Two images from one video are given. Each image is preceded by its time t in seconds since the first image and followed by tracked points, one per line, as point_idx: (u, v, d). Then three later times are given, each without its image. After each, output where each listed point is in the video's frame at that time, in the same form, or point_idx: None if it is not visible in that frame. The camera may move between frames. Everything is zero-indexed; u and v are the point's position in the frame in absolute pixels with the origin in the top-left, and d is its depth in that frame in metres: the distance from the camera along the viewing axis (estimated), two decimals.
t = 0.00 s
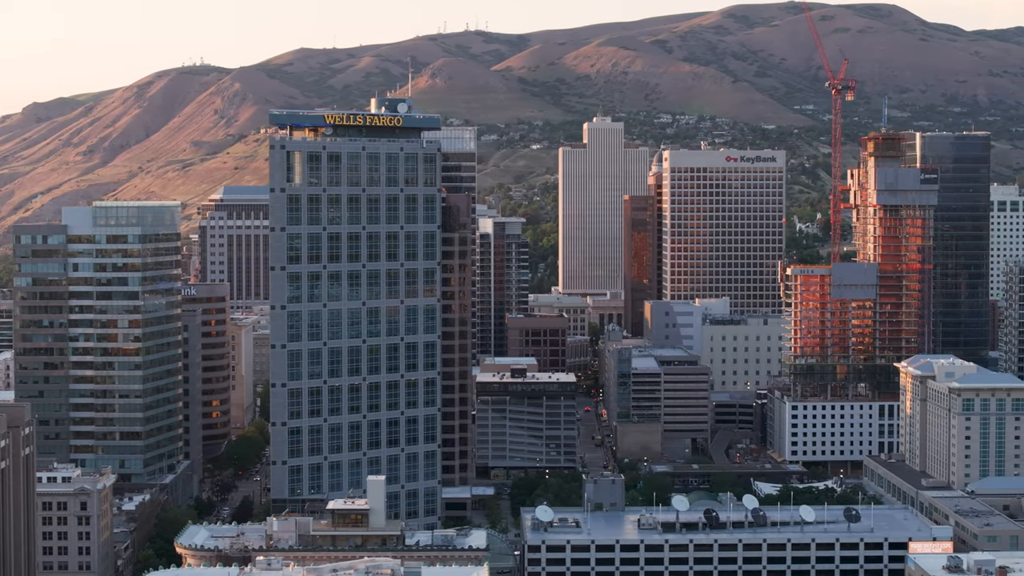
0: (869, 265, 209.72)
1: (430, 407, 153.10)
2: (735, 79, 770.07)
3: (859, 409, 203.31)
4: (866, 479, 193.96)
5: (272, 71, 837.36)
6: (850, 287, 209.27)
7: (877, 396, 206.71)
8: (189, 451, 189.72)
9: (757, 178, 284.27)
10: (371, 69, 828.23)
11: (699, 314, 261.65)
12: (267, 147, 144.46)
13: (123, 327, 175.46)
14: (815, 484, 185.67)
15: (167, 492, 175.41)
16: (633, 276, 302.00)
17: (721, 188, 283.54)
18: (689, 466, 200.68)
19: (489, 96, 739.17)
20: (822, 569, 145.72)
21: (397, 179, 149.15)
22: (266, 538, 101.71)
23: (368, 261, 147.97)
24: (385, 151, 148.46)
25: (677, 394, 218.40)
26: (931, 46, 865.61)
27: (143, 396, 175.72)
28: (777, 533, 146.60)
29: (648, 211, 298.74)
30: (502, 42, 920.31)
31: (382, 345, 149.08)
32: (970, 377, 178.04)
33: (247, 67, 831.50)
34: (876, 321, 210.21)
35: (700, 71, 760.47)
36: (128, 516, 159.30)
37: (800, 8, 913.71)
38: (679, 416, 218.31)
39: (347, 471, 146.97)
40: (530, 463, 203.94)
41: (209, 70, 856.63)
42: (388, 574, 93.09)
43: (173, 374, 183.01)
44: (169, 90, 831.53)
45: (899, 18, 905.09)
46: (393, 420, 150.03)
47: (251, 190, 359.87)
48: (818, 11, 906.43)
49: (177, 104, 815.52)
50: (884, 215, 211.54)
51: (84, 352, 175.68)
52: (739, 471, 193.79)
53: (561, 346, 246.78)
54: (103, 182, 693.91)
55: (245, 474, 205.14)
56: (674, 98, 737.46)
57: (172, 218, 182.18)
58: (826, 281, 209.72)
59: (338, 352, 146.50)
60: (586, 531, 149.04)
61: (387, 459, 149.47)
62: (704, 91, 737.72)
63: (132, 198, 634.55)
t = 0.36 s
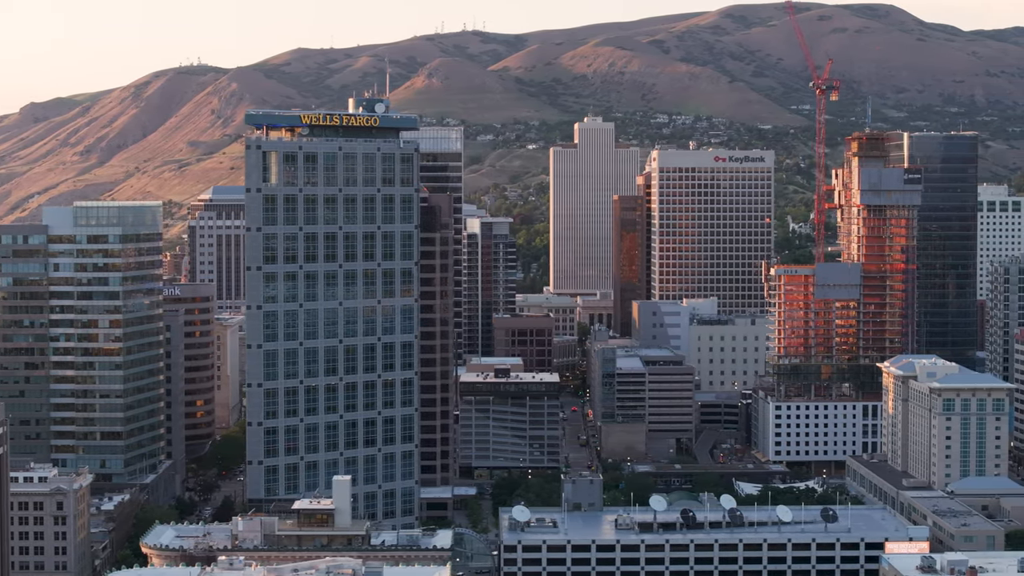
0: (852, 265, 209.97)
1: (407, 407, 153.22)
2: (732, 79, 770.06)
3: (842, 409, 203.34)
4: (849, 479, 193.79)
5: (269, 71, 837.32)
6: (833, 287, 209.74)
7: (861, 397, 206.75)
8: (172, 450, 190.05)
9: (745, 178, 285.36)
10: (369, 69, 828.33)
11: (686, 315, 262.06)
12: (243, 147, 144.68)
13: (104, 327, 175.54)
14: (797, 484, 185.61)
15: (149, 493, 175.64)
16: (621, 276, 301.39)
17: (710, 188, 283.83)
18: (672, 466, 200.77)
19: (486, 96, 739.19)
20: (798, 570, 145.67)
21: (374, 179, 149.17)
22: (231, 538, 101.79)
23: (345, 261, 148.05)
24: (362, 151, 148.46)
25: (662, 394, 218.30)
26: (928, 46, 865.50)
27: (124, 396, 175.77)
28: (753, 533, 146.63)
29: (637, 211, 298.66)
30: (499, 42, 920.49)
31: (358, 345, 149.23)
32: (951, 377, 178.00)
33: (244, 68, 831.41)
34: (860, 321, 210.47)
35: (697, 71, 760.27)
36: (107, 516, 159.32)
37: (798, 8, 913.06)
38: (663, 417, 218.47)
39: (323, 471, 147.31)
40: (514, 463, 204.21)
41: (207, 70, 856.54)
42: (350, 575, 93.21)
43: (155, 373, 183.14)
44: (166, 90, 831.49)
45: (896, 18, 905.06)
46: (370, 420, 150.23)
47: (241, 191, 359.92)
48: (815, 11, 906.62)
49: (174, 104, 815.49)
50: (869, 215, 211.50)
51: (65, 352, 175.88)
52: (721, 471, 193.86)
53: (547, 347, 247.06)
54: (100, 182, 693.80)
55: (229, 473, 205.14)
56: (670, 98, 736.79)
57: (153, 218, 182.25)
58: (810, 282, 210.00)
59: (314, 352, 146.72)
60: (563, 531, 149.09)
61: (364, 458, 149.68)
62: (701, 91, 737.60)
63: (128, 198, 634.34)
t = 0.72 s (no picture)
0: (836, 265, 210.08)
1: (385, 407, 153.18)
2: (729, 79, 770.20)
3: (826, 409, 203.26)
4: (832, 479, 193.75)
5: (266, 71, 837.42)
6: (817, 287, 209.57)
7: (845, 397, 206.74)
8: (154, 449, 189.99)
9: (734, 177, 285.03)
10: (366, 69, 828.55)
11: (674, 315, 261.24)
12: (219, 147, 144.92)
13: (84, 327, 175.53)
14: (779, 484, 185.68)
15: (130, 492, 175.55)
16: (612, 276, 301.95)
17: (699, 189, 284.10)
18: (655, 466, 200.72)
19: (483, 96, 739.42)
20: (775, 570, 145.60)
21: (351, 179, 149.04)
22: (196, 538, 102.04)
23: (322, 261, 148.08)
24: (338, 151, 148.43)
25: (646, 394, 218.10)
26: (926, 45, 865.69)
27: (104, 397, 175.64)
28: (730, 533, 146.62)
29: (627, 211, 299.20)
30: (497, 42, 920.75)
31: (335, 345, 149.23)
32: (932, 377, 177.96)
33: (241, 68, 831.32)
34: (844, 321, 210.59)
35: (694, 71, 760.38)
36: (86, 516, 159.25)
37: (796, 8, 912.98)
38: (648, 417, 218.17)
39: (299, 471, 147.47)
40: (498, 463, 204.25)
41: (204, 70, 856.41)
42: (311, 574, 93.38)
43: (137, 374, 183.01)
44: (163, 90, 831.42)
45: (894, 18, 905.53)
46: (347, 420, 150.34)
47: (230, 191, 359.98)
48: (813, 11, 907.19)
49: (171, 104, 815.29)
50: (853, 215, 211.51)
51: (46, 352, 176.15)
52: (704, 471, 193.93)
53: (534, 347, 246.94)
54: (97, 183, 693.78)
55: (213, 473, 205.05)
56: (667, 98, 736.71)
57: (135, 218, 182.24)
58: (794, 282, 209.59)
59: (290, 352, 146.80)
60: (540, 531, 149.19)
61: (341, 458, 149.90)
62: (698, 90, 737.49)
63: (124, 198, 634.24)
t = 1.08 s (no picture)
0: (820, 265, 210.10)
1: (362, 407, 153.37)
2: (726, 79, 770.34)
3: (810, 409, 203.28)
4: (814, 479, 193.85)
5: (263, 71, 837.31)
6: (801, 288, 209.63)
7: (828, 397, 206.89)
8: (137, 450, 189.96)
9: (722, 178, 284.67)
10: (363, 69, 828.70)
11: (661, 315, 262.22)
12: (195, 147, 144.84)
13: (65, 327, 175.67)
14: (761, 484, 185.76)
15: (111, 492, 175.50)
16: (603, 275, 302.46)
17: (689, 189, 284.03)
18: (637, 466, 200.81)
19: (479, 96, 739.77)
20: (751, 570, 145.69)
21: (329, 179, 149.20)
22: (162, 538, 102.12)
23: (298, 261, 148.23)
24: (316, 151, 148.58)
25: (631, 395, 218.05)
26: (923, 46, 865.93)
27: (86, 397, 175.73)
28: (706, 534, 146.67)
29: (617, 211, 299.26)
30: (494, 42, 921.08)
31: (312, 345, 149.33)
32: (912, 377, 178.02)
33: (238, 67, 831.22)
34: (827, 321, 210.80)
35: (690, 71, 760.68)
36: (64, 517, 159.15)
37: (793, 8, 912.82)
38: (633, 417, 217.98)
39: (276, 471, 147.73)
40: (481, 463, 204.46)
41: (201, 70, 856.38)
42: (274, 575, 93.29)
43: (118, 374, 183.18)
44: (160, 90, 831.07)
45: (891, 18, 905.93)
46: (324, 420, 150.51)
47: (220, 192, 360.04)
48: (810, 11, 908.07)
49: (168, 104, 815.03)
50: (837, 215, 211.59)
51: (26, 352, 176.23)
52: (686, 471, 194.05)
53: (521, 347, 246.89)
54: (94, 183, 693.92)
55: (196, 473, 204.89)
56: (664, 98, 736.52)
57: (116, 218, 182.68)
58: (777, 282, 209.46)
59: (267, 352, 146.92)
60: (517, 531, 149.21)
61: (318, 458, 150.17)
62: (694, 91, 737.35)
63: (120, 197, 634.17)
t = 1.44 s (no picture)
0: (804, 265, 210.29)
1: (339, 407, 153.38)
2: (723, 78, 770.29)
3: (794, 409, 203.36)
4: (796, 479, 193.88)
5: (261, 71, 837.17)
6: (785, 288, 209.81)
7: (813, 397, 206.97)
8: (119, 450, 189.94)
9: (711, 178, 284.81)
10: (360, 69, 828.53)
11: (648, 315, 261.74)
12: (172, 147, 144.85)
13: (46, 327, 175.72)
14: (743, 484, 185.98)
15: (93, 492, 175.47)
16: (592, 274, 303.66)
17: (678, 190, 284.44)
18: (620, 466, 201.01)
19: (476, 96, 740.14)
20: (727, 570, 145.70)
21: (306, 180, 149.09)
22: (128, 538, 102.23)
23: (275, 261, 148.23)
24: (293, 151, 148.54)
25: (616, 395, 218.16)
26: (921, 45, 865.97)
27: (67, 397, 175.97)
28: (682, 534, 146.69)
29: (607, 211, 299.95)
30: (492, 42, 921.28)
31: (290, 345, 149.35)
32: (893, 377, 177.99)
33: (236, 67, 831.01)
34: (811, 321, 210.95)
35: (687, 71, 760.71)
36: (43, 517, 159.27)
37: (790, 8, 912.89)
38: (617, 417, 217.97)
39: (253, 471, 147.94)
40: (464, 464, 204.49)
41: (199, 70, 856.15)
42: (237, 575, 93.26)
43: (100, 374, 183.35)
44: (158, 90, 830.80)
45: (889, 19, 906.21)
46: (301, 420, 150.57)
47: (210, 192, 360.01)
48: (808, 11, 908.67)
49: (166, 104, 814.78)
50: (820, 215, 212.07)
51: (7, 352, 176.28)
52: (668, 471, 194.12)
53: (507, 348, 246.86)
54: (91, 183, 693.87)
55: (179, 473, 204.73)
56: (660, 98, 736.41)
57: (98, 218, 182.56)
58: (760, 282, 209.67)
59: (244, 352, 146.97)
60: (494, 531, 149.30)
61: (295, 458, 150.33)
62: (691, 91, 737.17)
63: (116, 197, 634.06)
